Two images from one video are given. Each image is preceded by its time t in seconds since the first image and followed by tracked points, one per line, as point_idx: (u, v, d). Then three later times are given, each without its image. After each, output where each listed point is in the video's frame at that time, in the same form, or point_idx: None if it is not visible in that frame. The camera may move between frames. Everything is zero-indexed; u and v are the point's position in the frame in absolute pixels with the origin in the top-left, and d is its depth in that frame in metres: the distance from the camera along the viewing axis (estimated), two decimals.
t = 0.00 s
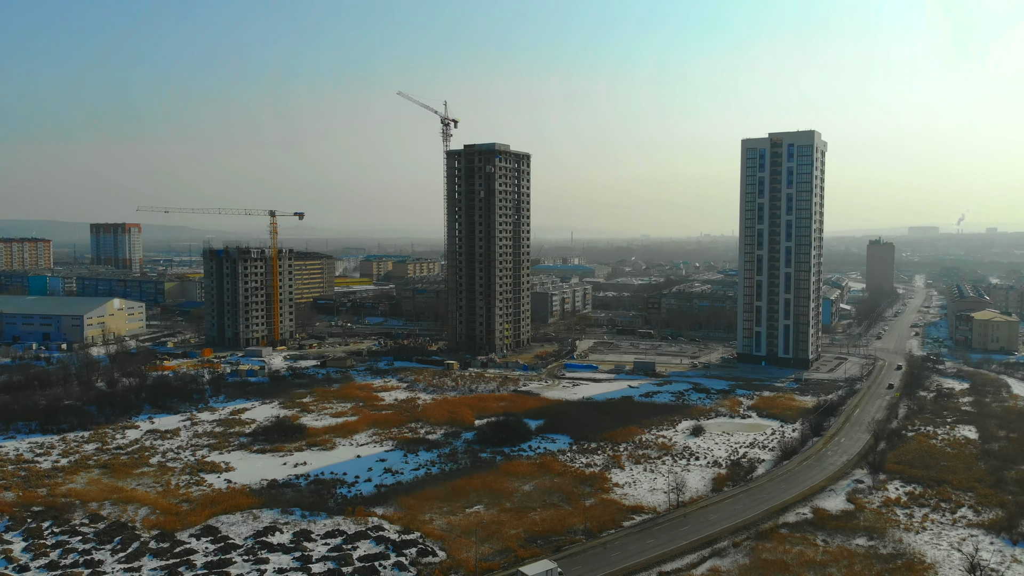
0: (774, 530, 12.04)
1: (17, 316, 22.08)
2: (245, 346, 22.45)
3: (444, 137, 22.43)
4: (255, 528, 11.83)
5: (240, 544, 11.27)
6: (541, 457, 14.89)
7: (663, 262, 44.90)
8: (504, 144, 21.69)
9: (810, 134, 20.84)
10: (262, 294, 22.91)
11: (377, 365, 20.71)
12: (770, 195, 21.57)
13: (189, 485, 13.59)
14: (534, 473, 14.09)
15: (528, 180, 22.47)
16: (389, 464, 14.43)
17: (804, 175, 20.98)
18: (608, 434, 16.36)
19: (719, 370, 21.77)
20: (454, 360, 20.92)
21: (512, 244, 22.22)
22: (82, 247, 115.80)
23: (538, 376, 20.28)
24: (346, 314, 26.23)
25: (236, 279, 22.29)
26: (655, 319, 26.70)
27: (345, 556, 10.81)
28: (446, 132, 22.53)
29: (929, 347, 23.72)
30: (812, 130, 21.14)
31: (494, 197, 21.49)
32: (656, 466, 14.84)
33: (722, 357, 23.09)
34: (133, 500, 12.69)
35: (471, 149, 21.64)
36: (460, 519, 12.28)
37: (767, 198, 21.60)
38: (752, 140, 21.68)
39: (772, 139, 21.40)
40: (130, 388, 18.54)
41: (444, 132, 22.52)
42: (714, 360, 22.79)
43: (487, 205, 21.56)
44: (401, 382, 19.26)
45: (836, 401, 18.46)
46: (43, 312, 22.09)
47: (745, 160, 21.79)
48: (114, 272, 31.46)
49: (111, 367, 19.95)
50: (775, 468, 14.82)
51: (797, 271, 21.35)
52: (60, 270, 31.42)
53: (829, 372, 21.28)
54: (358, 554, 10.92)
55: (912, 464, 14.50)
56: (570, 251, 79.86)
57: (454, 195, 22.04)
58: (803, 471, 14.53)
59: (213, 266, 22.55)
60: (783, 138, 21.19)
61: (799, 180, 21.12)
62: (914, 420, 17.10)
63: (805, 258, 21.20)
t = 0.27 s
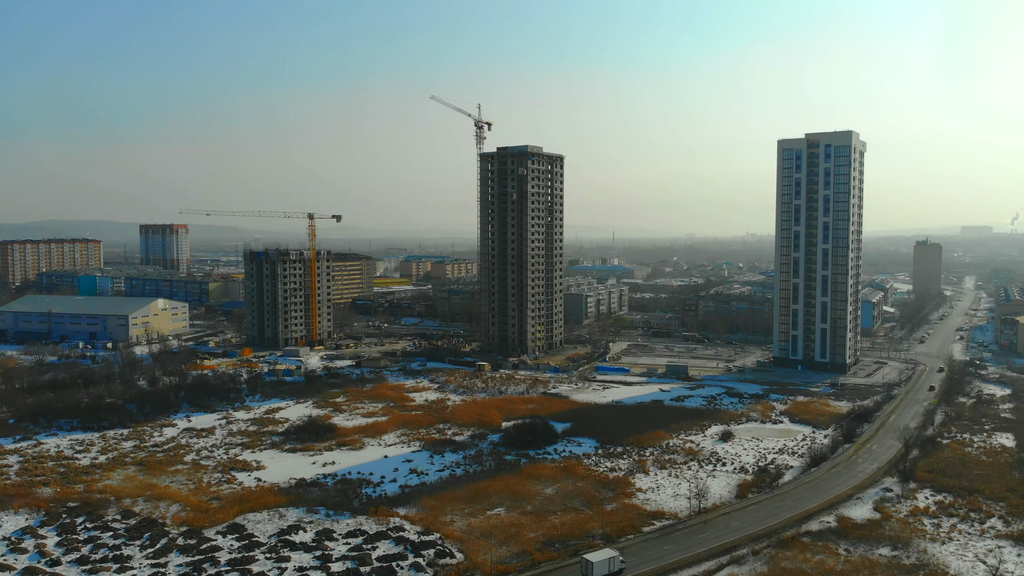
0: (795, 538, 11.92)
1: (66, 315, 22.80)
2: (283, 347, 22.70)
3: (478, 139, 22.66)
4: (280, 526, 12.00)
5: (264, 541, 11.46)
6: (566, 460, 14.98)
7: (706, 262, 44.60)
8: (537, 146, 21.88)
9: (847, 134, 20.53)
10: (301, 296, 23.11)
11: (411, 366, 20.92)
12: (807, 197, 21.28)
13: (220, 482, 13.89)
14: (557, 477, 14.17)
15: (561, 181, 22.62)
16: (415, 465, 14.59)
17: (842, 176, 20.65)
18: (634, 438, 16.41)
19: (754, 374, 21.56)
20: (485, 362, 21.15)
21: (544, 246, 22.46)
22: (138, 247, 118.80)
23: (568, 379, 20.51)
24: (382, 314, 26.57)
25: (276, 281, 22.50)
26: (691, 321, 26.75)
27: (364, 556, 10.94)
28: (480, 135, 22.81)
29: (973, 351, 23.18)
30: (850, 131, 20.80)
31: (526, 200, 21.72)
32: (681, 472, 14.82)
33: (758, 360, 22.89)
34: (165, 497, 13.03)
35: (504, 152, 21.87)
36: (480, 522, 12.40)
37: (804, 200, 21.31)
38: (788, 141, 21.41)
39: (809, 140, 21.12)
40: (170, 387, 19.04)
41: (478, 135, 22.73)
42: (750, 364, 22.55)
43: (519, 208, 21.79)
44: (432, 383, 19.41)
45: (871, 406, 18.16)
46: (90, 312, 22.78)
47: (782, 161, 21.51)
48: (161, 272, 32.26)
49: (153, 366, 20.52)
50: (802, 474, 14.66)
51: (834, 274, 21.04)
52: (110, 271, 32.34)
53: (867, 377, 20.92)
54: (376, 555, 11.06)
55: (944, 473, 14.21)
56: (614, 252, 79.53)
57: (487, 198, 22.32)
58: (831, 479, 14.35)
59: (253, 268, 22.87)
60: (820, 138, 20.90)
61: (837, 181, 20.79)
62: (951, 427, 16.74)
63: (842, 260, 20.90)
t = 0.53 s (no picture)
0: (816, 547, 11.79)
1: (111, 315, 23.45)
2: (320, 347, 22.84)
3: (511, 141, 22.89)
4: (304, 525, 12.22)
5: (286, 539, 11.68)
6: (589, 464, 15.04)
7: (749, 264, 44.14)
8: (569, 149, 22.24)
9: (885, 135, 20.14)
10: (337, 296, 23.31)
11: (442, 367, 21.12)
12: (844, 199, 20.93)
13: (250, 481, 14.16)
14: (579, 481, 14.22)
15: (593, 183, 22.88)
16: (439, 466, 14.76)
17: (879, 177, 20.24)
18: (660, 443, 16.41)
19: (789, 378, 21.28)
20: (516, 364, 21.33)
21: (576, 247, 22.72)
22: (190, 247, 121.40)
23: (597, 382, 20.64)
24: (417, 314, 26.83)
25: (314, 282, 22.74)
26: (726, 324, 26.60)
27: (382, 556, 11.08)
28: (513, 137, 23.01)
29: (1018, 357, 22.58)
30: (887, 131, 20.40)
31: (557, 201, 22.03)
32: (706, 477, 14.76)
33: (794, 364, 22.61)
34: (195, 494, 13.35)
35: (536, 154, 22.22)
36: (499, 524, 12.50)
37: (840, 202, 20.97)
38: (825, 141, 21.09)
39: (845, 140, 20.77)
40: (208, 386, 19.46)
41: (511, 137, 22.95)
42: (785, 368, 22.25)
43: (551, 209, 22.11)
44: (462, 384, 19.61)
45: (906, 413, 17.84)
46: (134, 312, 23.41)
47: (818, 162, 21.20)
48: (206, 272, 32.96)
49: (193, 365, 20.99)
50: (829, 482, 14.49)
51: (871, 277, 20.66)
52: (157, 271, 33.14)
53: (905, 382, 20.52)
54: (394, 555, 11.21)
55: (976, 482, 13.91)
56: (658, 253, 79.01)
57: (519, 200, 22.69)
58: (859, 486, 14.15)
59: (292, 269, 23.13)
60: (857, 138, 20.53)
61: (875, 182, 20.39)
62: (987, 435, 16.36)
63: (879, 263, 20.53)
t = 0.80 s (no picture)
0: (837, 555, 11.64)
1: (154, 315, 24.07)
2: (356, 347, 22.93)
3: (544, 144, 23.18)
4: (327, 524, 12.41)
5: (308, 538, 11.86)
6: (613, 469, 15.08)
7: (793, 265, 43.54)
8: (601, 151, 22.63)
9: (923, 135, 19.72)
10: (373, 297, 23.53)
11: (474, 368, 21.31)
12: (882, 200, 20.56)
13: (278, 480, 14.39)
14: (602, 486, 14.26)
15: (625, 184, 23.19)
16: (463, 468, 14.90)
17: (918, 178, 19.83)
18: (687, 448, 16.35)
19: (825, 382, 20.94)
20: (547, 366, 21.50)
21: (608, 248, 23.03)
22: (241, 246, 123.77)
23: (627, 386, 20.67)
24: (451, 315, 27.02)
25: (350, 283, 22.98)
26: (763, 326, 26.33)
27: (400, 556, 11.22)
28: (547, 139, 23.26)
29: None
30: (926, 131, 19.98)
31: (589, 203, 22.41)
32: (731, 483, 14.67)
33: (830, 368, 22.26)
34: (224, 492, 13.64)
35: (567, 156, 22.62)
36: (518, 527, 12.59)
37: (878, 203, 20.61)
38: (862, 141, 20.78)
39: (883, 141, 20.42)
40: (245, 385, 19.83)
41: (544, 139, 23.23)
42: (821, 373, 21.93)
43: (583, 211, 22.51)
44: (491, 386, 19.83)
45: (942, 419, 17.47)
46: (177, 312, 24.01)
47: (855, 162, 20.91)
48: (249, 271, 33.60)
49: (231, 365, 21.41)
50: (857, 489, 14.28)
51: (910, 280, 20.21)
52: (202, 271, 33.91)
53: (944, 388, 20.06)
54: (412, 556, 11.34)
55: (1008, 492, 13.61)
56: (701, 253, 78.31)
57: (552, 202, 23.15)
58: (886, 494, 13.92)
59: (328, 271, 23.13)
60: (895, 138, 20.16)
61: (913, 183, 19.97)
62: None
63: (918, 266, 20.07)
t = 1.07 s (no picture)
0: (856, 564, 11.50)
1: (195, 315, 24.65)
2: (390, 347, 23.24)
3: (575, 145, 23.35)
4: (348, 523, 12.59)
5: (329, 538, 12.06)
6: (635, 474, 15.09)
7: (836, 265, 42.84)
8: (632, 152, 22.74)
9: (962, 135, 19.31)
10: (406, 299, 23.75)
11: (503, 369, 21.47)
12: (919, 201, 20.11)
13: (305, 479, 14.58)
14: (623, 491, 14.29)
15: (656, 186, 23.33)
16: (486, 470, 15.03)
17: (956, 179, 19.41)
18: (712, 453, 16.27)
19: (859, 387, 20.60)
20: (576, 368, 21.63)
21: (639, 250, 23.14)
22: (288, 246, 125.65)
23: (656, 390, 20.66)
24: (484, 317, 27.16)
25: (383, 284, 23.21)
26: (800, 328, 26.01)
27: (416, 557, 11.37)
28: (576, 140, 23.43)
29: None
30: (965, 131, 19.55)
31: (619, 204, 22.56)
32: (754, 490, 14.57)
33: (866, 372, 21.89)
34: (251, 491, 13.90)
35: (598, 158, 22.82)
36: (536, 531, 12.68)
37: (915, 204, 20.15)
38: (898, 142, 20.33)
39: (920, 141, 19.99)
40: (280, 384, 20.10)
41: (575, 141, 23.41)
42: (856, 377, 21.58)
43: (613, 212, 22.64)
44: (519, 387, 20.01)
45: (976, 426, 17.11)
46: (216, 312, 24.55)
47: (891, 163, 20.44)
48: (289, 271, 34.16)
49: (267, 364, 21.74)
50: (883, 497, 14.07)
51: (948, 283, 19.79)
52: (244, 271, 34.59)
53: (982, 394, 19.61)
54: (428, 557, 11.48)
55: None
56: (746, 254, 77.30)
57: (583, 203, 23.34)
58: (913, 502, 13.71)
59: (363, 272, 23.49)
60: (932, 138, 19.74)
61: (951, 184, 19.55)
62: None
63: (956, 269, 19.65)
